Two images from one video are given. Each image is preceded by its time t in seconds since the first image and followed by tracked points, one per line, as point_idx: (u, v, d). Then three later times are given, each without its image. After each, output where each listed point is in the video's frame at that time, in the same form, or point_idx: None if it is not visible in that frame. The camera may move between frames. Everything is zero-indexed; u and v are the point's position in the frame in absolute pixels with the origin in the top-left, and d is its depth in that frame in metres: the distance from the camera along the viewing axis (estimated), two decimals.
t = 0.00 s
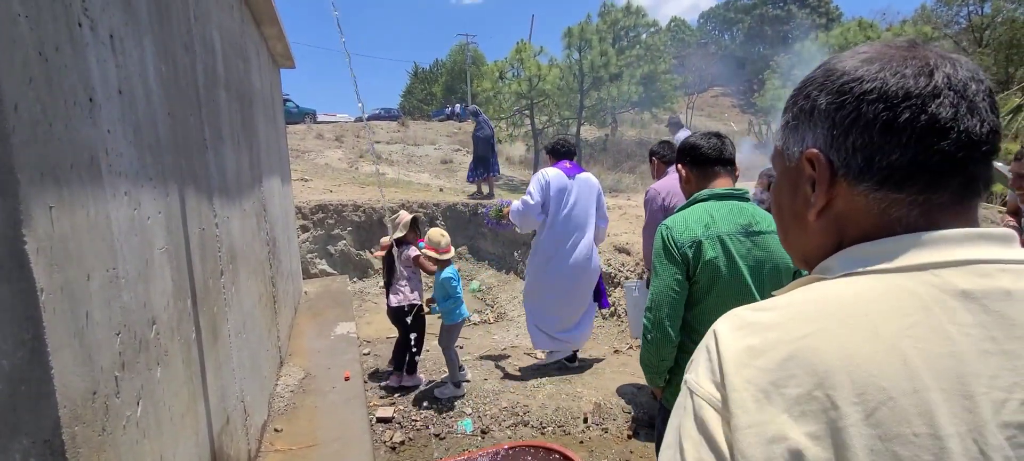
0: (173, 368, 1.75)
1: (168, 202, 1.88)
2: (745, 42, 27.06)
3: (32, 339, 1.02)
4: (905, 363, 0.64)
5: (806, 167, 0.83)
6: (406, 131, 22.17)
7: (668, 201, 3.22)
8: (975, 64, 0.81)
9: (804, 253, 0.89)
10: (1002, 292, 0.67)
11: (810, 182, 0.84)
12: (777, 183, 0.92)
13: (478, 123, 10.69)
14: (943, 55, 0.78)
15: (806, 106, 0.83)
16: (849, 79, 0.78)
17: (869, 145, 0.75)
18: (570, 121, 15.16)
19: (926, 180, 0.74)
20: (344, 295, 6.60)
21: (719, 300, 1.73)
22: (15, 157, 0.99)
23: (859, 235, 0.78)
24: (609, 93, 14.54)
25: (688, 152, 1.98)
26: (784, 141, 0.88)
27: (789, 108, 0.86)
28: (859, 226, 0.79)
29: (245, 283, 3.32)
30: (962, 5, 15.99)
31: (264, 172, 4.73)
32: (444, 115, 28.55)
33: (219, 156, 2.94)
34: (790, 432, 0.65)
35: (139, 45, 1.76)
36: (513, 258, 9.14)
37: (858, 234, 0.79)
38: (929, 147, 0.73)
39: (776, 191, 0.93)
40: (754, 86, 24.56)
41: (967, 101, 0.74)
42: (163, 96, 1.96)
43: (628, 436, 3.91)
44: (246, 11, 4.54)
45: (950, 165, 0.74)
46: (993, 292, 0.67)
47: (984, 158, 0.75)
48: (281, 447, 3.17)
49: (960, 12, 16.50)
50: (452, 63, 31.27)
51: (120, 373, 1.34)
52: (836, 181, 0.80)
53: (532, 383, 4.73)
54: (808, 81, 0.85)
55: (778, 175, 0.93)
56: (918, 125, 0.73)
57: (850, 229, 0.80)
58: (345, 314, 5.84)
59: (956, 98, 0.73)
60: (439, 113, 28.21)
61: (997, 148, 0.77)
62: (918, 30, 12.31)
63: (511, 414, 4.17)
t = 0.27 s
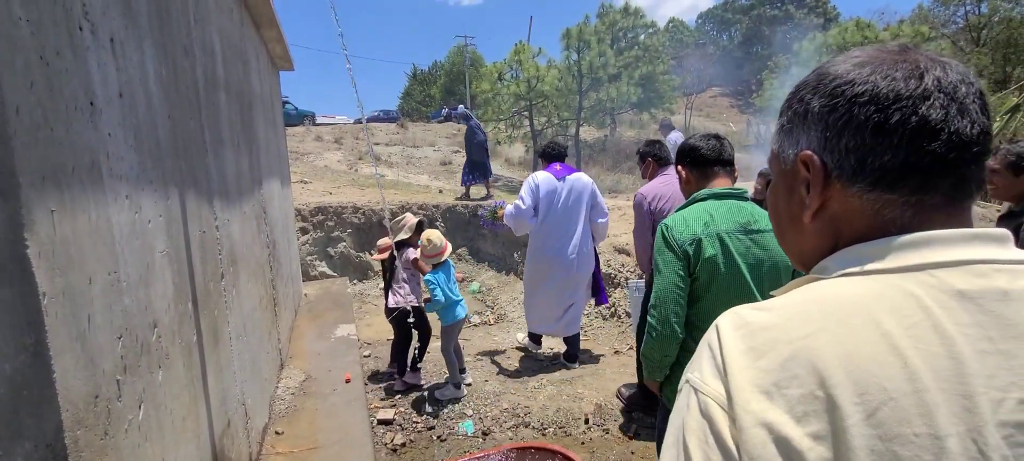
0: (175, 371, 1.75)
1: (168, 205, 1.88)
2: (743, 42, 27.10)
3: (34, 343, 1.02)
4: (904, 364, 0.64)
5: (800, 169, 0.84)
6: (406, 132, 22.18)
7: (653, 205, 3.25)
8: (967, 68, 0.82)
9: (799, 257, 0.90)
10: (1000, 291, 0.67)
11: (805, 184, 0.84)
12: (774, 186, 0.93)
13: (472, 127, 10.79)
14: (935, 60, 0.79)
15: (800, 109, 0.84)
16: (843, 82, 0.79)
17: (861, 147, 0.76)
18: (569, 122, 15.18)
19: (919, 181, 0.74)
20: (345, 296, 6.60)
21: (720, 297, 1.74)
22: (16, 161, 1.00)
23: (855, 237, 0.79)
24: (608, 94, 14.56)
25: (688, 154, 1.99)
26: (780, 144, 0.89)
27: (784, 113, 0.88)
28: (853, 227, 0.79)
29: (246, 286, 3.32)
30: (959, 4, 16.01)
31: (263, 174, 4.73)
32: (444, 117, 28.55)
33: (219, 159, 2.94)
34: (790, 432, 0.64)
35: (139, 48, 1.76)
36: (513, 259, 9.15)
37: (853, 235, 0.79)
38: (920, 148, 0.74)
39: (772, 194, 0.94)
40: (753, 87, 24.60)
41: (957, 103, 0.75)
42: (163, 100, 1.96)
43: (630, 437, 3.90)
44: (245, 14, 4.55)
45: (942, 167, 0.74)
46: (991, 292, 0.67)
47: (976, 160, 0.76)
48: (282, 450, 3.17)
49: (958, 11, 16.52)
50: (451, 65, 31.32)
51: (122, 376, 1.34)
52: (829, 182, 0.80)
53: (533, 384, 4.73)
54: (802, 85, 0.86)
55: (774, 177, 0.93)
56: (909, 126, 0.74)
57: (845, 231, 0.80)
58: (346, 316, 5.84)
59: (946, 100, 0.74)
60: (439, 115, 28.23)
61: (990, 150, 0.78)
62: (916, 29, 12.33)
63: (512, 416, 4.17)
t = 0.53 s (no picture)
0: (172, 376, 1.75)
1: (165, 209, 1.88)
2: (739, 45, 27.24)
3: (32, 349, 1.02)
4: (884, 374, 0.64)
5: (775, 177, 0.86)
6: (403, 135, 22.19)
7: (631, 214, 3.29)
8: (937, 77, 0.84)
9: (778, 263, 0.91)
10: (973, 300, 0.68)
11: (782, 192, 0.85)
12: (754, 195, 0.93)
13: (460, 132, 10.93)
14: (904, 69, 0.81)
15: (775, 119, 0.86)
16: (815, 92, 0.81)
17: (831, 156, 0.78)
18: (566, 124, 15.21)
19: (889, 189, 0.76)
20: (342, 300, 6.59)
21: (716, 296, 1.75)
22: (14, 166, 0.99)
23: (832, 244, 0.80)
24: (605, 96, 14.59)
25: (689, 158, 1.99)
26: (759, 152, 0.91)
27: (762, 121, 0.89)
28: (826, 235, 0.81)
29: (243, 289, 3.31)
30: (953, 7, 16.14)
31: (260, 177, 4.72)
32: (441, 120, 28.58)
33: (217, 163, 2.94)
34: (768, 442, 0.66)
35: (136, 53, 1.76)
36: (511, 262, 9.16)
37: (830, 242, 0.81)
38: (890, 156, 0.75)
39: (752, 202, 0.94)
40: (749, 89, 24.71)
41: (926, 111, 0.77)
42: (160, 104, 1.96)
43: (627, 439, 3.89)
44: (243, 17, 4.56)
45: (911, 174, 0.76)
46: (965, 300, 0.69)
47: (945, 167, 0.78)
48: (279, 454, 3.16)
49: (952, 14, 16.65)
50: (448, 68, 31.41)
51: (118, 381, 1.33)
52: (801, 190, 0.82)
53: (530, 387, 4.73)
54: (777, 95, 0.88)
55: (754, 188, 0.94)
56: (880, 134, 0.75)
57: (820, 238, 0.82)
58: (343, 319, 5.83)
59: (916, 108, 0.76)
60: (436, 117, 28.25)
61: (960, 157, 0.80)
62: (910, 32, 12.43)
63: (510, 419, 4.17)
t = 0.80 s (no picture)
0: (169, 377, 1.74)
1: (163, 209, 1.87)
2: (736, 48, 27.32)
3: (29, 349, 1.01)
4: (837, 374, 0.69)
5: (738, 182, 0.90)
6: (400, 136, 22.17)
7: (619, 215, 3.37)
8: (893, 84, 0.86)
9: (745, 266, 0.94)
10: (925, 300, 0.71)
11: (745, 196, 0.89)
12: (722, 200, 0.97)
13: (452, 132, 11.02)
14: (858, 77, 0.84)
15: (737, 126, 0.90)
16: (772, 100, 0.84)
17: (785, 161, 0.82)
18: (564, 126, 15.25)
19: (841, 193, 0.79)
20: (339, 301, 6.57)
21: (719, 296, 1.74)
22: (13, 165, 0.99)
23: (793, 246, 0.83)
24: (603, 97, 14.62)
25: (693, 161, 2.02)
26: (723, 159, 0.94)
27: (727, 129, 0.93)
28: (785, 237, 0.84)
29: (241, 290, 3.30)
30: (948, 10, 16.27)
31: (258, 178, 4.71)
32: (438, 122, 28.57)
33: (214, 164, 2.93)
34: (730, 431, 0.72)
35: (134, 52, 1.75)
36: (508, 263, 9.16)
37: (792, 245, 0.84)
38: (841, 161, 0.78)
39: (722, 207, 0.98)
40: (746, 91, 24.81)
41: (877, 116, 0.79)
42: (158, 104, 1.95)
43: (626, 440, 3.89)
44: (240, 18, 4.55)
45: (863, 177, 0.78)
46: (918, 300, 0.71)
47: (898, 171, 0.80)
48: (277, 456, 3.15)
49: (947, 17, 16.77)
50: (445, 69, 31.42)
51: (117, 382, 1.33)
52: (759, 194, 0.86)
53: (528, 388, 4.74)
54: (740, 104, 0.92)
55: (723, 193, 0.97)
56: (831, 140, 0.78)
57: (781, 240, 0.85)
58: (340, 320, 5.81)
59: (866, 114, 0.79)
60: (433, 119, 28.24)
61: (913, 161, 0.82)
62: (905, 34, 12.52)
63: (509, 420, 4.17)
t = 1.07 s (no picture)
0: (169, 376, 1.74)
1: (163, 209, 1.87)
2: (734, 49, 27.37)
3: (29, 348, 1.01)
4: (775, 360, 0.72)
5: (693, 189, 0.95)
6: (399, 137, 22.16)
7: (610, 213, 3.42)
8: (833, 93, 0.91)
9: (706, 267, 0.98)
10: (866, 292, 0.73)
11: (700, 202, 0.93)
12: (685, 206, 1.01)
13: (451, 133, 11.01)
14: (796, 88, 0.89)
15: (690, 137, 0.95)
16: (718, 112, 0.90)
17: (731, 167, 0.87)
18: (563, 126, 15.26)
19: (785, 196, 0.83)
20: (338, 301, 6.56)
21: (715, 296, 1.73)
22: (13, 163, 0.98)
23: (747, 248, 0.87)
24: (601, 98, 14.64)
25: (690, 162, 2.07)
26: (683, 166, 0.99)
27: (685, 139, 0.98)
28: (737, 239, 0.89)
29: (240, 290, 3.29)
30: (944, 11, 16.36)
31: (256, 178, 4.70)
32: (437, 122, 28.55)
33: (214, 163, 2.93)
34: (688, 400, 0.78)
35: (134, 51, 1.75)
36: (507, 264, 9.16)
37: (747, 247, 0.88)
38: (782, 167, 0.83)
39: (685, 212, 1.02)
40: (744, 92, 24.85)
41: (813, 125, 0.84)
42: (158, 103, 1.94)
43: (625, 439, 3.88)
44: (240, 17, 4.54)
45: (804, 182, 0.83)
46: (861, 291, 0.73)
47: (835, 173, 0.84)
48: (276, 456, 3.14)
49: (943, 19, 16.87)
50: (444, 70, 31.40)
51: (116, 381, 1.32)
52: (710, 199, 0.90)
53: (527, 388, 4.73)
54: (697, 114, 0.96)
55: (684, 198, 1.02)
56: (772, 147, 0.83)
57: (735, 242, 0.89)
58: (339, 321, 5.80)
59: (803, 123, 0.83)
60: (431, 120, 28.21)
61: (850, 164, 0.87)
62: (903, 36, 12.57)
63: (508, 420, 4.16)
